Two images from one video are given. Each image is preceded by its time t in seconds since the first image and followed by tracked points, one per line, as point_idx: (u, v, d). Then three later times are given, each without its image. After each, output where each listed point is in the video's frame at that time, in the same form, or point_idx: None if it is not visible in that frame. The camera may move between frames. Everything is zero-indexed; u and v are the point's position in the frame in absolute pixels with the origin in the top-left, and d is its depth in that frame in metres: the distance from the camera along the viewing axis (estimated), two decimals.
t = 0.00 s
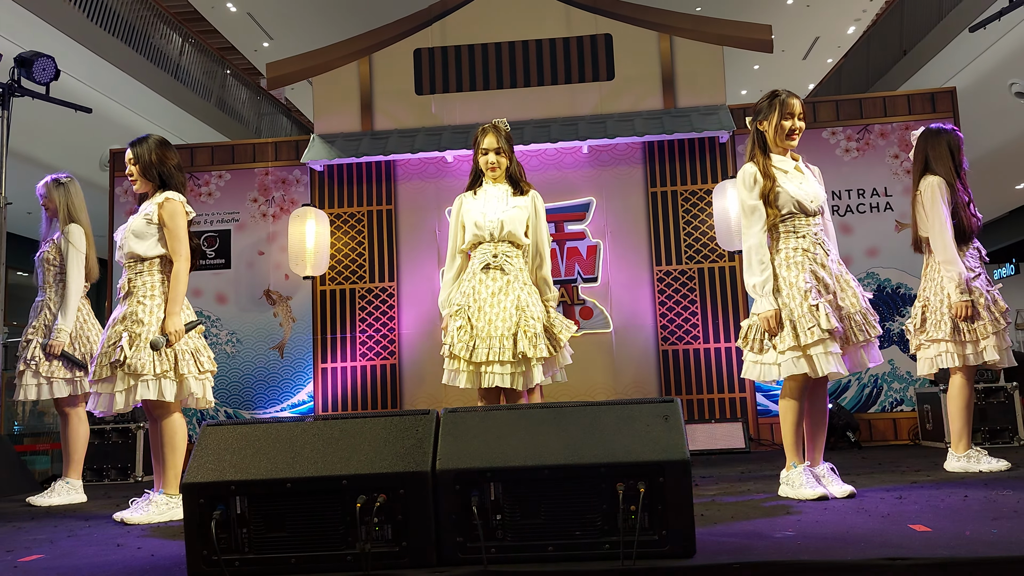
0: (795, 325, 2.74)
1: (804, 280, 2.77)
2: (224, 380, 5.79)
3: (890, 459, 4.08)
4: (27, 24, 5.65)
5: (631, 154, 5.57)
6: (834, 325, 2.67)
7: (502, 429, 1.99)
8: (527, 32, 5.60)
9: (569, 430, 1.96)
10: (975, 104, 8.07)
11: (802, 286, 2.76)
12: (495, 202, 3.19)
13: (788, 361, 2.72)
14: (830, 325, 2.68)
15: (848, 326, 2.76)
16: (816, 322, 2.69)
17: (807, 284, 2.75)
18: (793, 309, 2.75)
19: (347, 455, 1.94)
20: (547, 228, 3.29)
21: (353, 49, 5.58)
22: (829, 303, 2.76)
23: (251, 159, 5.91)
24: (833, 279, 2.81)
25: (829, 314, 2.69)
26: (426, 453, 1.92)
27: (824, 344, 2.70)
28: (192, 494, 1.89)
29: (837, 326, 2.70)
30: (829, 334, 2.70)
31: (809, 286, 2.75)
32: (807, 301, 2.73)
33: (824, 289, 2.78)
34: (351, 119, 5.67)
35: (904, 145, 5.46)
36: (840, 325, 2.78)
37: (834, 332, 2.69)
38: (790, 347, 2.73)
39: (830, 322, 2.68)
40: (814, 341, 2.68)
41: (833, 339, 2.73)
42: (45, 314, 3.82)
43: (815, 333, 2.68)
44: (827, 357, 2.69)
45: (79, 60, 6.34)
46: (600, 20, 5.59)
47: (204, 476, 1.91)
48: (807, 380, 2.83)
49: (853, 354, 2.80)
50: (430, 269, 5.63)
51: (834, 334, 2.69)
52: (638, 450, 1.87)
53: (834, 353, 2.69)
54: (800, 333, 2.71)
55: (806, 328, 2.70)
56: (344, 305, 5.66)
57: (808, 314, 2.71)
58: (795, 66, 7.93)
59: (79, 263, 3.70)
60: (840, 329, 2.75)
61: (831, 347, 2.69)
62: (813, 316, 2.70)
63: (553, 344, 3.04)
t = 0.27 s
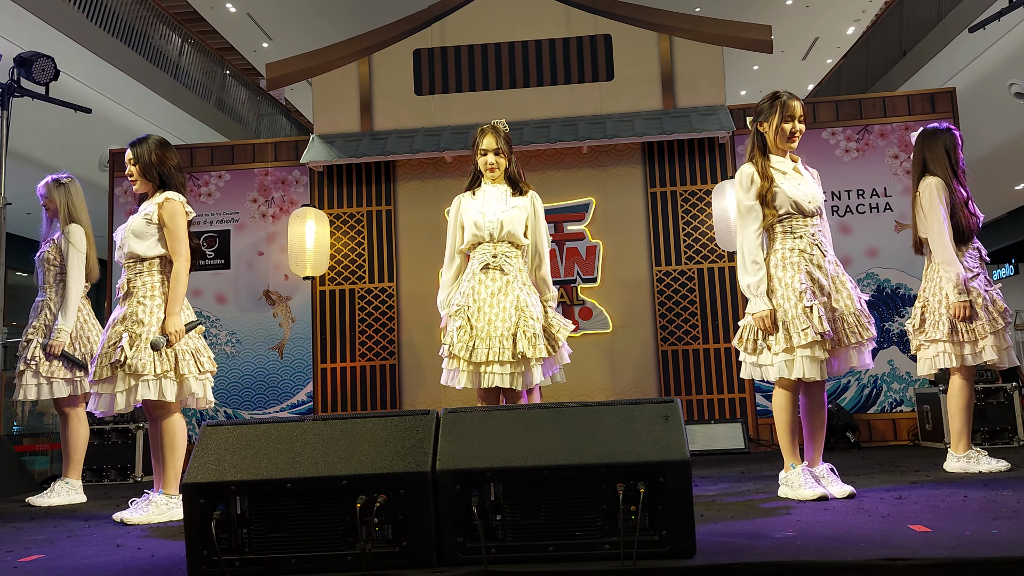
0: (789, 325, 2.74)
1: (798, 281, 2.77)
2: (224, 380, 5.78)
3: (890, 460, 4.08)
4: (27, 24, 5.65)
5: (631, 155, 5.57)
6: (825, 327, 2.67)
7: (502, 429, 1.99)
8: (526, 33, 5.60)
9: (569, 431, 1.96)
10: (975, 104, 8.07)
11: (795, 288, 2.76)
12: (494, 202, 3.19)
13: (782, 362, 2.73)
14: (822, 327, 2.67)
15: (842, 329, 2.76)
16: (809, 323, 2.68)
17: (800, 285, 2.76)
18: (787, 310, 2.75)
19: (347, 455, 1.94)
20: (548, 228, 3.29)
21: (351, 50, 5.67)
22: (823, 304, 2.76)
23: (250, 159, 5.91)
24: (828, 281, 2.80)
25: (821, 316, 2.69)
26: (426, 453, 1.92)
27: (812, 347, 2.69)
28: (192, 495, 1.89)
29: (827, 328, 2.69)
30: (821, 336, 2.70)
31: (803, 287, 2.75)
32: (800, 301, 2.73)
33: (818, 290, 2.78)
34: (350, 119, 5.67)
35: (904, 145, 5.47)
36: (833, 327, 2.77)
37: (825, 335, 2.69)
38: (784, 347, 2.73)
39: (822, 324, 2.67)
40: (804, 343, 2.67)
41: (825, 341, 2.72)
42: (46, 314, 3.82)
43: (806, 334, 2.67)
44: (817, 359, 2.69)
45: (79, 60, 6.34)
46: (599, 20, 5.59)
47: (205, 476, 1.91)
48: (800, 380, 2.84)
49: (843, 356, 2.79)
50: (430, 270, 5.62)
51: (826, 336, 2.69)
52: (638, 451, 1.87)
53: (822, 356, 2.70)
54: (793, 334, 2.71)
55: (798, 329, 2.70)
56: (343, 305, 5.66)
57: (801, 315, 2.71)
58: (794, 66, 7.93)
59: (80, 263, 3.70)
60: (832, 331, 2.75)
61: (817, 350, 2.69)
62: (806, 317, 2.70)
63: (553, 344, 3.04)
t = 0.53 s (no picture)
0: (788, 325, 2.74)
1: (796, 281, 2.77)
2: (223, 380, 5.78)
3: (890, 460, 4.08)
4: (26, 24, 5.65)
5: (631, 155, 5.57)
6: (824, 326, 2.67)
7: (501, 430, 1.99)
8: (526, 33, 5.60)
9: (569, 431, 1.96)
10: (974, 106, 8.08)
11: (794, 288, 2.76)
12: (493, 202, 3.19)
13: (781, 362, 2.73)
14: (820, 327, 2.67)
15: (840, 329, 2.75)
16: (806, 322, 2.69)
17: (798, 285, 2.76)
18: (786, 310, 2.76)
19: (347, 455, 1.94)
20: (547, 228, 3.28)
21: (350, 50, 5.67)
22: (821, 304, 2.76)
23: (250, 159, 5.91)
24: (827, 281, 2.80)
25: (820, 316, 2.69)
26: (426, 453, 1.92)
27: (810, 346, 2.69)
28: (191, 495, 1.89)
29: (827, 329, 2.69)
30: (819, 335, 2.70)
31: (800, 287, 2.75)
32: (799, 301, 2.74)
33: (816, 290, 2.78)
34: (350, 119, 5.67)
35: (903, 146, 5.46)
36: (832, 326, 2.77)
37: (823, 334, 2.68)
38: (784, 347, 2.74)
39: (820, 324, 2.67)
40: (803, 342, 2.68)
41: (824, 340, 2.72)
42: (45, 314, 3.81)
43: (804, 334, 2.68)
44: (817, 358, 2.69)
45: (78, 60, 6.34)
46: (599, 21, 5.59)
47: (204, 476, 1.91)
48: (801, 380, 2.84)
49: (843, 357, 2.80)
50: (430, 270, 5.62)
51: (825, 337, 2.69)
52: (638, 451, 1.87)
53: (822, 355, 2.69)
54: (791, 334, 2.72)
55: (797, 329, 2.70)
56: (343, 306, 5.66)
57: (799, 315, 2.71)
58: (794, 67, 7.93)
59: (79, 263, 3.70)
60: (830, 331, 2.75)
61: (817, 350, 2.69)
62: (804, 317, 2.71)
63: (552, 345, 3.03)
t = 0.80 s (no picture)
0: (786, 325, 2.74)
1: (794, 281, 2.77)
2: (222, 381, 5.77)
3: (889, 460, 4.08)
4: (25, 24, 5.64)
5: (630, 156, 5.57)
6: (822, 326, 2.66)
7: (502, 430, 1.98)
8: (525, 34, 5.61)
9: (568, 431, 1.96)
10: (972, 107, 8.10)
11: (792, 288, 2.76)
12: (492, 202, 3.19)
13: (780, 361, 2.73)
14: (818, 327, 2.67)
15: (839, 329, 2.75)
16: (804, 323, 2.69)
17: (796, 285, 2.76)
18: (785, 309, 2.76)
19: (346, 456, 1.93)
20: (545, 229, 3.28)
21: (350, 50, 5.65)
22: (820, 304, 2.76)
23: (249, 159, 5.91)
24: (826, 281, 2.80)
25: (818, 315, 2.69)
26: (424, 454, 1.92)
27: (808, 346, 2.69)
28: (189, 495, 1.89)
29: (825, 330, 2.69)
30: (817, 335, 2.70)
31: (798, 287, 2.76)
32: (796, 301, 2.74)
33: (815, 291, 2.78)
34: (349, 119, 5.66)
35: (902, 146, 5.46)
36: (831, 327, 2.77)
37: (820, 334, 2.68)
38: (782, 347, 2.74)
39: (818, 324, 2.67)
40: (800, 342, 2.68)
41: (822, 341, 2.72)
42: (43, 314, 3.81)
43: (802, 334, 2.68)
44: (815, 358, 2.68)
45: (77, 60, 6.33)
46: (598, 21, 5.59)
47: (202, 476, 1.91)
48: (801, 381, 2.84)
49: (842, 358, 2.80)
50: (429, 270, 5.62)
51: (822, 337, 2.69)
52: (638, 452, 1.87)
53: (819, 355, 2.69)
54: (790, 334, 2.72)
55: (795, 328, 2.70)
56: (342, 306, 5.65)
57: (796, 315, 2.72)
58: (793, 68, 7.94)
59: (78, 263, 3.69)
60: (829, 331, 2.74)
61: (814, 349, 2.68)
62: (802, 317, 2.71)
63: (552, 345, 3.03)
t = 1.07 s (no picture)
0: (788, 325, 2.74)
1: (796, 281, 2.77)
2: (222, 381, 5.78)
3: (889, 461, 4.08)
4: (25, 25, 5.64)
5: (630, 156, 5.58)
6: (824, 327, 2.66)
7: (502, 432, 1.98)
8: (525, 34, 5.61)
9: (568, 432, 1.96)
10: (972, 107, 8.09)
11: (794, 288, 2.76)
12: (492, 203, 3.19)
13: (783, 362, 2.72)
14: (820, 327, 2.67)
15: (840, 329, 2.75)
16: (806, 323, 2.69)
17: (799, 285, 2.77)
18: (787, 309, 2.76)
19: (345, 457, 1.93)
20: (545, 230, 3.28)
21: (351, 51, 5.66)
22: (821, 304, 2.76)
23: (249, 160, 5.91)
24: (828, 282, 2.81)
25: (821, 315, 2.69)
26: (424, 455, 1.92)
27: (810, 346, 2.69)
28: (190, 496, 1.89)
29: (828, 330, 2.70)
30: (820, 335, 2.70)
31: (801, 287, 2.76)
32: (799, 301, 2.74)
33: (817, 291, 2.78)
34: (350, 120, 5.67)
35: (902, 147, 5.47)
36: (833, 327, 2.77)
37: (823, 334, 2.68)
38: (784, 347, 2.74)
39: (820, 324, 2.67)
40: (803, 342, 2.68)
41: (824, 340, 2.72)
42: (43, 315, 3.81)
43: (804, 334, 2.68)
44: (817, 359, 2.68)
45: (77, 61, 6.33)
46: (598, 22, 5.59)
47: (203, 477, 1.91)
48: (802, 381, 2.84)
49: (843, 358, 2.80)
50: (429, 271, 5.62)
51: (824, 337, 2.69)
52: (639, 453, 1.87)
53: (822, 355, 2.69)
54: (792, 334, 2.72)
55: (797, 329, 2.71)
56: (342, 307, 5.65)
57: (799, 315, 2.72)
58: (792, 68, 7.93)
59: (79, 264, 3.70)
60: (830, 331, 2.75)
61: (817, 350, 2.68)
62: (804, 317, 2.71)
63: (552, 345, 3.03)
